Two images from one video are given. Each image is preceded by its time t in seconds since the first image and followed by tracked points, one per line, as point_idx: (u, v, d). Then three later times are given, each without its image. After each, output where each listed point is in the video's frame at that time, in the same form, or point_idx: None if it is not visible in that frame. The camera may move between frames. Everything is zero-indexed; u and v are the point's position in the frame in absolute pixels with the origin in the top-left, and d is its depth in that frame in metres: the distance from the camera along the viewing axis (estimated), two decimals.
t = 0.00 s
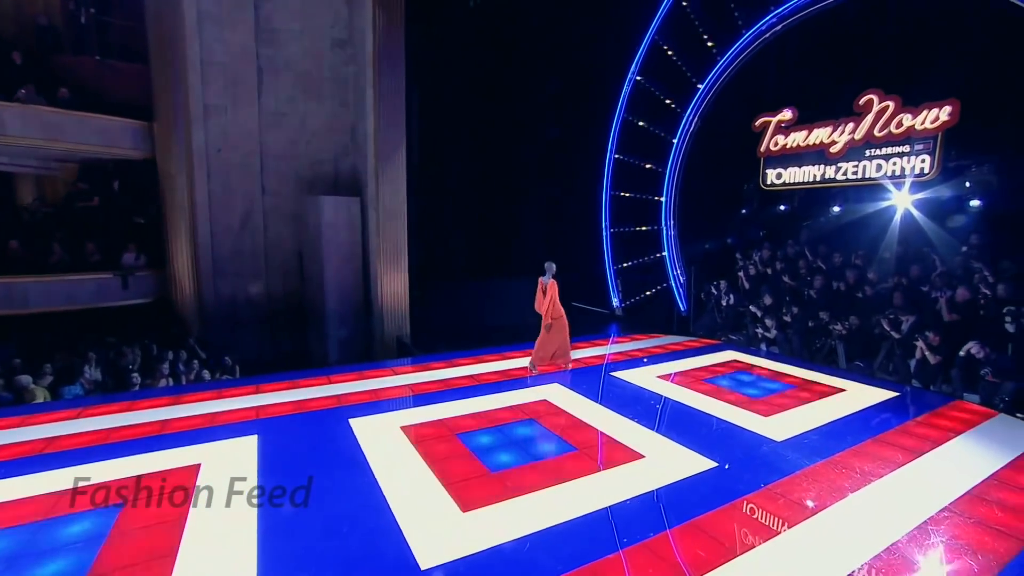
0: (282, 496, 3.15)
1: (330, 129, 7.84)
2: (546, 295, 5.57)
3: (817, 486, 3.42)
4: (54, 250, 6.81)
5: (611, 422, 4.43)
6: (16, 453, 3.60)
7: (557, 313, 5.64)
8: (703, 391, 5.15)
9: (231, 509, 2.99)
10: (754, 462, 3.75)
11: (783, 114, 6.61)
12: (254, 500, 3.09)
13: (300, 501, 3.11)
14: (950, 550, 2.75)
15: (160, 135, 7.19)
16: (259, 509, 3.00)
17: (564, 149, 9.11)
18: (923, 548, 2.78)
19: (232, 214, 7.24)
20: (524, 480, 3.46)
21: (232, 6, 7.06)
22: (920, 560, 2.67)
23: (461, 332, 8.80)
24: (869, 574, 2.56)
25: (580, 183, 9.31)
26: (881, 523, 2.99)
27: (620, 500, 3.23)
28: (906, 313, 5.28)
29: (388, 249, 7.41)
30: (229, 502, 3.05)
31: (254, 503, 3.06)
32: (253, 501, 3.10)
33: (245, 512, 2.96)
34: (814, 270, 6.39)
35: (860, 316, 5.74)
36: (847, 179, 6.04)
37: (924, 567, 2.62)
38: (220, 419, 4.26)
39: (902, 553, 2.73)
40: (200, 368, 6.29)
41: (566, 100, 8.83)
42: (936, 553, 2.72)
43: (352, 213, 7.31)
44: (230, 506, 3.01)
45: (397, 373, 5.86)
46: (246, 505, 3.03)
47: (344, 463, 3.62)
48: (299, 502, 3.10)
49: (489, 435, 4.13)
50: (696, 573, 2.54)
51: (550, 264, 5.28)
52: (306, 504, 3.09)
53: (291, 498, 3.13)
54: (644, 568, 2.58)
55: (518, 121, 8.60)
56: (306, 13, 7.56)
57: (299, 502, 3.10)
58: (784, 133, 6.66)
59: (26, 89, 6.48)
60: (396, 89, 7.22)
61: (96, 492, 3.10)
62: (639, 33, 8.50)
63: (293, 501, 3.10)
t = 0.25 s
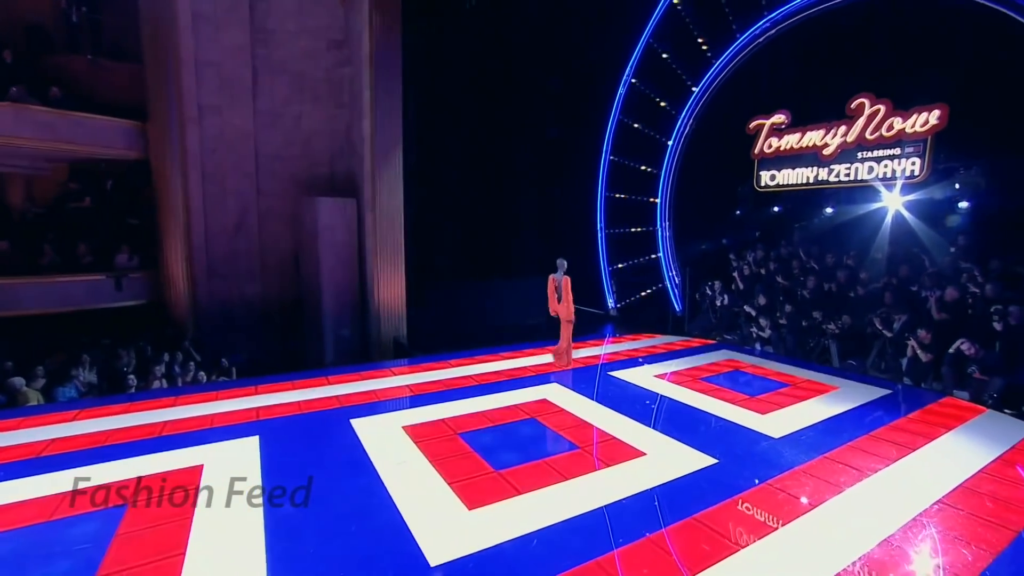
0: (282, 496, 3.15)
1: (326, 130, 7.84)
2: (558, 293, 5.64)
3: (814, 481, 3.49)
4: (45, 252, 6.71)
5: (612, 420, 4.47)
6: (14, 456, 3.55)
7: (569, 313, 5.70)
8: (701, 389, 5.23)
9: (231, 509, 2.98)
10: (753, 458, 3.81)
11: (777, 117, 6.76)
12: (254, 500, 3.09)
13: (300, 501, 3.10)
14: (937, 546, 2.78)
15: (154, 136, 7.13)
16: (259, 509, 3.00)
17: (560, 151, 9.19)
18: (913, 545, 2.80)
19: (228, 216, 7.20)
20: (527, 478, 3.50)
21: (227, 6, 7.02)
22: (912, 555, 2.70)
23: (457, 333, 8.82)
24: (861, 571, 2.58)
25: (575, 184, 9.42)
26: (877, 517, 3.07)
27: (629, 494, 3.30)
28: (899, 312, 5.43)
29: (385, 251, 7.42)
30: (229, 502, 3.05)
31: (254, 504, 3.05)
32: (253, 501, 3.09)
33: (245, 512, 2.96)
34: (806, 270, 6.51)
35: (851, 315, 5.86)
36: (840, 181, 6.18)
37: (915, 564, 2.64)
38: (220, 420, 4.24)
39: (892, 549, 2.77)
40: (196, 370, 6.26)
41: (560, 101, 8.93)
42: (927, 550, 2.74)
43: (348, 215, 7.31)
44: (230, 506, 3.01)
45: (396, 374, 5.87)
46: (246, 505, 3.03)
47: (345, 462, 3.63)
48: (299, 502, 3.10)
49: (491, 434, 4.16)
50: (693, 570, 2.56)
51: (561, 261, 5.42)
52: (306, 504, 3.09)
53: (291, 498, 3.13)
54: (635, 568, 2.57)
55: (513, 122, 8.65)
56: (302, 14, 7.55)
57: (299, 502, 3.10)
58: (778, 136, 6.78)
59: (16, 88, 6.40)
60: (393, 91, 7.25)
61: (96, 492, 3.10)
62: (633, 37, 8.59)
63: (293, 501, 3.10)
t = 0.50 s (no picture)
0: (282, 496, 3.15)
1: (321, 131, 7.83)
2: (569, 293, 5.89)
3: (810, 476, 3.56)
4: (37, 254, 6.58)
5: (612, 418, 4.53)
6: (13, 459, 3.51)
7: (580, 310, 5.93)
8: (698, 387, 5.31)
9: (231, 509, 2.98)
10: (751, 454, 3.89)
11: (770, 120, 6.88)
12: (254, 500, 3.08)
13: (300, 501, 3.10)
14: (928, 537, 2.86)
15: (148, 136, 7.07)
16: (258, 509, 2.99)
17: (555, 152, 9.26)
18: (905, 536, 2.87)
19: (222, 217, 7.16)
20: (531, 475, 3.54)
21: (222, 6, 6.99)
22: (902, 547, 2.76)
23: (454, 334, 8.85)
24: (852, 565, 2.62)
25: (570, 185, 9.47)
26: (872, 509, 3.15)
27: (634, 489, 3.37)
28: (890, 311, 5.55)
29: (381, 252, 7.44)
30: (229, 502, 3.04)
31: (255, 503, 3.05)
32: (253, 501, 3.09)
33: (246, 512, 2.96)
34: (798, 271, 6.64)
35: (843, 315, 5.99)
36: (832, 183, 6.31)
37: (903, 557, 2.69)
38: (221, 421, 4.22)
39: (881, 544, 2.81)
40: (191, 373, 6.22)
41: (555, 103, 9.01)
42: (916, 544, 2.80)
43: (345, 216, 7.31)
44: (230, 506, 3.01)
45: (395, 375, 5.87)
46: (246, 505, 3.03)
47: (348, 462, 3.63)
48: (299, 502, 3.10)
49: (493, 433, 4.20)
50: (687, 569, 2.56)
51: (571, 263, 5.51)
52: (306, 504, 3.08)
53: (291, 498, 3.13)
54: (628, 567, 2.58)
55: (509, 124, 8.70)
56: (297, 15, 7.54)
57: (299, 502, 3.10)
58: (770, 139, 6.90)
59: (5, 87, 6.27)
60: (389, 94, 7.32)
61: (96, 492, 3.11)
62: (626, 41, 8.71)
63: (293, 501, 3.10)
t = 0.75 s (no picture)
0: (282, 496, 3.14)
1: (317, 132, 7.82)
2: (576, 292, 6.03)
3: (807, 472, 3.63)
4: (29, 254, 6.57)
5: (610, 417, 4.58)
6: (11, 460, 3.49)
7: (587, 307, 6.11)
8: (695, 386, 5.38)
9: (230, 509, 2.98)
10: (748, 451, 3.96)
11: (764, 123, 6.98)
12: (253, 500, 3.08)
13: (299, 501, 3.09)
14: (921, 531, 2.92)
15: (143, 137, 7.03)
16: (258, 509, 2.99)
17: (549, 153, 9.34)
18: (897, 530, 2.93)
19: (218, 218, 7.13)
20: (533, 473, 3.58)
21: (218, 7, 6.96)
22: (893, 543, 2.80)
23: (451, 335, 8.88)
24: (845, 559, 2.66)
25: (565, 186, 9.52)
26: (866, 504, 3.22)
27: (636, 485, 3.43)
28: (881, 311, 5.65)
29: (378, 253, 7.45)
30: (229, 502, 3.04)
31: (256, 503, 3.04)
32: (253, 501, 3.08)
33: (246, 512, 2.96)
34: (791, 271, 6.74)
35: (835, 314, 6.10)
36: (825, 186, 6.42)
37: (897, 554, 2.71)
38: (222, 421, 4.22)
39: (874, 539, 2.84)
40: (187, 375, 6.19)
41: (549, 105, 9.11)
42: (907, 539, 2.84)
43: (341, 217, 7.31)
44: (229, 506, 3.00)
45: (394, 376, 5.88)
46: (245, 505, 3.02)
47: (348, 461, 3.64)
48: (298, 502, 3.09)
49: (494, 432, 4.23)
50: (680, 568, 2.57)
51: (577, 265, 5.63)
52: (306, 504, 3.07)
53: (291, 498, 3.13)
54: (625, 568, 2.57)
55: (505, 125, 8.76)
56: (293, 17, 7.53)
57: (298, 502, 3.09)
58: (764, 142, 7.01)
59: None
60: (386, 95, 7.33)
61: (96, 492, 3.11)
62: (621, 45, 8.79)
63: (292, 501, 3.09)
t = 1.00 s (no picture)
0: (282, 496, 3.14)
1: (311, 134, 7.81)
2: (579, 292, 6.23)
3: (800, 466, 3.73)
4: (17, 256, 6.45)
5: (608, 415, 4.66)
6: (9, 462, 3.46)
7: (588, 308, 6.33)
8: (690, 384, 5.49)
9: (230, 509, 2.97)
10: (743, 447, 4.05)
11: (754, 127, 7.13)
12: (253, 500, 3.07)
13: (298, 501, 3.08)
14: (908, 521, 3.01)
15: (135, 138, 6.98)
16: (258, 509, 2.99)
17: (543, 154, 9.28)
18: (883, 522, 3.01)
19: (212, 219, 7.10)
20: (534, 469, 3.64)
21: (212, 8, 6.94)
22: (881, 535, 2.87)
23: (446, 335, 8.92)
24: (831, 552, 2.72)
25: (560, 188, 9.39)
26: (857, 496, 3.31)
27: (634, 480, 3.49)
28: (869, 311, 5.80)
29: (373, 255, 7.48)
30: (229, 502, 3.04)
31: (256, 503, 3.04)
32: (253, 501, 3.08)
33: (245, 512, 2.95)
34: (781, 272, 6.89)
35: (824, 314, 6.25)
36: (814, 188, 6.57)
37: (883, 547, 2.78)
38: (221, 423, 4.20)
39: (863, 531, 2.92)
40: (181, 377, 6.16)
41: (544, 107, 9.08)
42: (896, 532, 2.90)
43: (336, 218, 7.33)
44: (230, 506, 3.00)
45: (392, 377, 5.88)
46: (245, 505, 3.02)
47: (347, 461, 3.65)
48: (299, 502, 3.08)
49: (494, 430, 4.28)
50: (669, 565, 2.59)
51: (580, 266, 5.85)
52: (306, 504, 3.07)
53: (291, 497, 3.13)
54: (620, 561, 2.62)
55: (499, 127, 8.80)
56: (287, 19, 7.53)
57: (298, 502, 3.08)
58: (754, 145, 7.16)
59: None
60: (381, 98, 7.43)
61: (96, 492, 3.10)
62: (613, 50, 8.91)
63: (293, 501, 3.09)
